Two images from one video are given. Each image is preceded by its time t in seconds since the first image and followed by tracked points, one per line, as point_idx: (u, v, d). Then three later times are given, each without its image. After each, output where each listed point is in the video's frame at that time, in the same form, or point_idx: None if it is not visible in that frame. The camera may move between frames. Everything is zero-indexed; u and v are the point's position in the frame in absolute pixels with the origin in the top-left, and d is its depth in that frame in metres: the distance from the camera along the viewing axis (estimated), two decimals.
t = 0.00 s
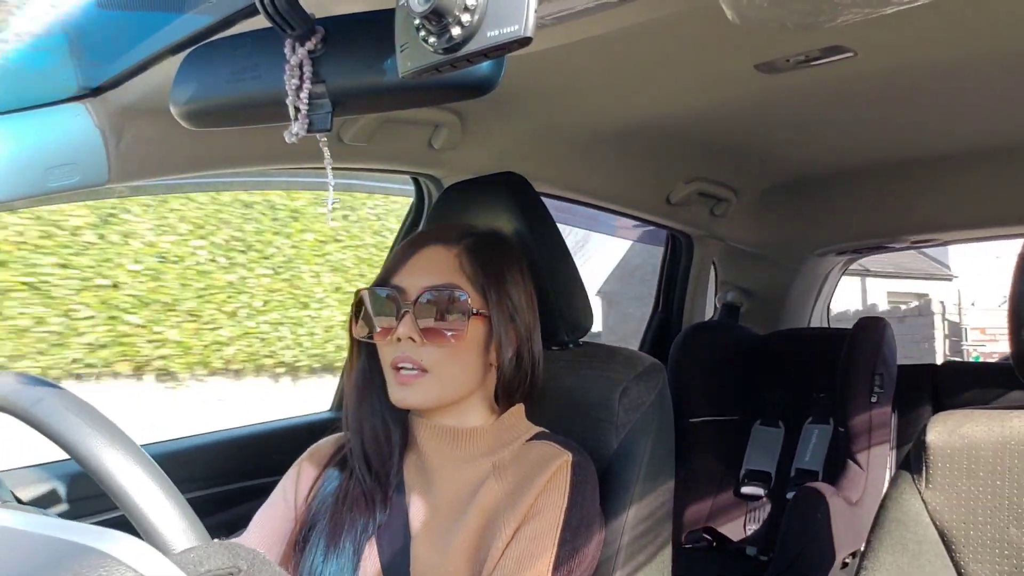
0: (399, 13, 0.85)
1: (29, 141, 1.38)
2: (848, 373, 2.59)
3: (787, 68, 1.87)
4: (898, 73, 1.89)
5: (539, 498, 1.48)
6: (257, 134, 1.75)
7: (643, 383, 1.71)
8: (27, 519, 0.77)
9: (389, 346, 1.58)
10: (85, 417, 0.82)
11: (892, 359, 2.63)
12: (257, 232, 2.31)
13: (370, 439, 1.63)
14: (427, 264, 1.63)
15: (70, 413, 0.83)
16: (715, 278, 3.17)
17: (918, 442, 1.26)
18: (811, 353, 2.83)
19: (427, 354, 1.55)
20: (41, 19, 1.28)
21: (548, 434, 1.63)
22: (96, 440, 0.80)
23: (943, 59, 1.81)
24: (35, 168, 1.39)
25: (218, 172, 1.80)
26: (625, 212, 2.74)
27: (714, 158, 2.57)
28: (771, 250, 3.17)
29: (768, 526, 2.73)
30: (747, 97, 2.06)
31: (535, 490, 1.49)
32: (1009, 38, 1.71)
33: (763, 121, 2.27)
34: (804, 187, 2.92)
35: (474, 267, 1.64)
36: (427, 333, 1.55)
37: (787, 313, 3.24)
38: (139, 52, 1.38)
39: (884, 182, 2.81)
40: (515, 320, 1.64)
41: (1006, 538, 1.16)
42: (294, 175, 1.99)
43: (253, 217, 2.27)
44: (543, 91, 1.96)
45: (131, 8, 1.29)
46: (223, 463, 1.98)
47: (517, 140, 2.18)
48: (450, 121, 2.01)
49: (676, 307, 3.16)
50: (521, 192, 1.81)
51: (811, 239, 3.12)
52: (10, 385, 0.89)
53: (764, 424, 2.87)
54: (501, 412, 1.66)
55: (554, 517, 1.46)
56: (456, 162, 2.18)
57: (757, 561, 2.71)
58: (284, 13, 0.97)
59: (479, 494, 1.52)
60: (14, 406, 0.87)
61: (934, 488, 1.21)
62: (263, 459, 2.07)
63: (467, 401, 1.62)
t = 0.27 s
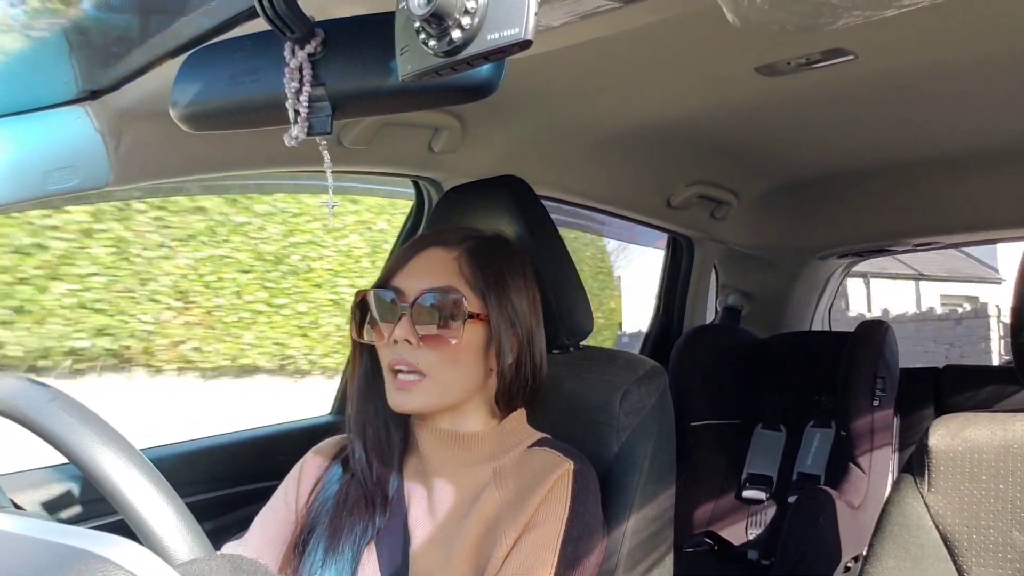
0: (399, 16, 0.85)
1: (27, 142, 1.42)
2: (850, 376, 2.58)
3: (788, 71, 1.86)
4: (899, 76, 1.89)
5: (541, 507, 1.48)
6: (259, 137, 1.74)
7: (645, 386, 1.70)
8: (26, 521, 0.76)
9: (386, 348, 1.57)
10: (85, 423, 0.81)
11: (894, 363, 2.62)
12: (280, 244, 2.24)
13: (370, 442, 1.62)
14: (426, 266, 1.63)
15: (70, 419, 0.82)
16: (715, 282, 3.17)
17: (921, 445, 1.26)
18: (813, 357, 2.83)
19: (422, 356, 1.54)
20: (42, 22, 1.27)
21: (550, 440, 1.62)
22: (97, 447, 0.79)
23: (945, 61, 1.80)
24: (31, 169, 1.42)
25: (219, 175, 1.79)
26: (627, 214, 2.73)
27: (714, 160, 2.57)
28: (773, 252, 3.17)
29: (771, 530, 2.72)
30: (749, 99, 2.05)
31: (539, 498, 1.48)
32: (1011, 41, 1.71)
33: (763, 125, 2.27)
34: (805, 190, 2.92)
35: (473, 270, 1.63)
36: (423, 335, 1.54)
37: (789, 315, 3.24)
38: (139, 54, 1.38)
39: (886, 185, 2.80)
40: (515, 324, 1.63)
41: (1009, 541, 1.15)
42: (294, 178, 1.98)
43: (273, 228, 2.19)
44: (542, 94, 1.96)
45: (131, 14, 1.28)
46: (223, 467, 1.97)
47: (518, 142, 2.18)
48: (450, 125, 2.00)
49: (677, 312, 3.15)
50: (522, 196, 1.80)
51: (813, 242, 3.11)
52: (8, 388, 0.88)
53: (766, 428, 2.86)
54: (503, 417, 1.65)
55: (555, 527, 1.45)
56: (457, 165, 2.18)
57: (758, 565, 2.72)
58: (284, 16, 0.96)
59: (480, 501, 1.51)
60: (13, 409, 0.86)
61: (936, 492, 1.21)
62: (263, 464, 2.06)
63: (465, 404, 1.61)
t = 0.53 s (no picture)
0: (398, 17, 0.86)
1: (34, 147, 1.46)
2: (848, 376, 2.60)
3: (786, 73, 1.87)
4: (897, 77, 1.90)
5: (541, 509, 1.49)
6: (260, 138, 1.75)
7: (644, 386, 1.71)
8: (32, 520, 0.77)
9: (383, 345, 1.59)
10: (89, 425, 0.83)
11: (893, 363, 2.63)
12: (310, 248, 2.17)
13: (370, 440, 1.64)
14: (425, 264, 1.64)
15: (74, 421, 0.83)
16: (715, 280, 3.18)
17: (918, 443, 1.22)
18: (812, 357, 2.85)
19: (419, 351, 1.56)
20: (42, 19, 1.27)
21: (551, 439, 1.64)
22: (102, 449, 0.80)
23: (943, 62, 1.81)
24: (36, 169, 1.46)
25: (220, 176, 1.80)
26: (626, 214, 2.74)
27: (712, 161, 2.58)
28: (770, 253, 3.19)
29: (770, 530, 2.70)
30: (749, 99, 2.06)
31: (538, 498, 1.50)
32: (1007, 42, 1.72)
33: (761, 126, 2.28)
34: (803, 190, 2.93)
35: (472, 268, 1.64)
36: (420, 332, 1.56)
37: (787, 316, 3.26)
38: (139, 54, 1.39)
39: (885, 186, 2.81)
40: (513, 322, 1.64)
41: (1005, 540, 1.12)
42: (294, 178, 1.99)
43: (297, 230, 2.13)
44: (541, 95, 1.97)
45: (129, 11, 1.29)
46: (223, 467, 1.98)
47: (517, 142, 2.18)
48: (450, 126, 2.01)
49: (676, 312, 3.16)
50: (522, 197, 1.81)
51: (811, 242, 3.11)
52: (14, 389, 0.90)
53: (764, 427, 2.85)
54: (502, 415, 1.67)
55: (555, 529, 1.47)
56: (457, 166, 2.19)
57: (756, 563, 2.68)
58: (285, 17, 0.97)
59: (480, 500, 1.52)
60: (20, 410, 0.87)
61: (933, 490, 1.18)
62: (262, 467, 2.09)
63: (463, 402, 1.63)
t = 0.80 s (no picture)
0: (399, 18, 0.86)
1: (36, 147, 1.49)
2: (848, 376, 2.61)
3: (787, 74, 1.87)
4: (898, 78, 1.90)
5: (544, 509, 1.51)
6: (260, 138, 1.75)
7: (645, 387, 1.71)
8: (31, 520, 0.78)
9: (388, 345, 1.58)
10: (95, 428, 0.83)
11: (893, 364, 2.63)
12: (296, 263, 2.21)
13: (373, 440, 1.64)
14: (430, 265, 1.64)
15: (80, 424, 0.83)
16: (716, 282, 3.21)
17: (919, 443, 1.22)
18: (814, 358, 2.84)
19: (424, 352, 1.56)
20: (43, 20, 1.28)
21: (553, 440, 1.65)
22: (111, 455, 0.81)
23: (944, 63, 1.82)
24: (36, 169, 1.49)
25: (221, 177, 1.80)
26: (627, 215, 2.74)
27: (713, 162, 2.58)
28: (771, 254, 3.19)
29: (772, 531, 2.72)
30: (749, 101, 2.06)
31: (541, 499, 1.52)
32: (1008, 43, 1.72)
33: (762, 127, 2.28)
34: (804, 192, 2.93)
35: (477, 269, 1.64)
36: (425, 333, 1.56)
37: (787, 318, 3.26)
38: (141, 56, 1.39)
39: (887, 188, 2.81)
40: (517, 324, 1.64)
41: (1005, 540, 1.11)
42: (296, 179, 1.99)
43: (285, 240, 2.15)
44: (542, 95, 1.97)
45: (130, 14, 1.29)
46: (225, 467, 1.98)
47: (518, 143, 2.18)
48: (451, 126, 2.02)
49: (676, 313, 3.16)
50: (525, 199, 1.82)
51: (812, 243, 3.11)
52: (16, 390, 0.89)
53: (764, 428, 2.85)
54: (505, 416, 1.67)
55: (557, 530, 1.48)
56: (457, 167, 2.19)
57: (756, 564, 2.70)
58: (286, 18, 0.98)
59: (484, 501, 1.53)
60: (21, 412, 0.87)
61: (933, 491, 1.17)
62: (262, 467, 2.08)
63: (467, 403, 1.63)
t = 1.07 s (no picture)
0: (397, 15, 0.85)
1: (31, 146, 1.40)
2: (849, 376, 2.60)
3: (788, 71, 1.86)
4: (899, 76, 1.89)
5: (542, 507, 1.49)
6: (258, 137, 1.74)
7: (646, 386, 1.70)
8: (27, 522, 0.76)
9: (384, 347, 1.57)
10: (92, 428, 0.81)
11: (894, 363, 2.62)
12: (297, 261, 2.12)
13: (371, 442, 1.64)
14: (425, 265, 1.63)
15: (75, 424, 0.82)
16: (717, 281, 3.21)
17: (920, 443, 1.21)
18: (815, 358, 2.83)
19: (420, 354, 1.54)
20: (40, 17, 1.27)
21: (553, 440, 1.63)
22: (111, 456, 0.80)
23: (945, 61, 1.81)
24: (31, 170, 1.40)
25: (220, 176, 1.79)
26: (628, 214, 2.73)
27: (713, 161, 2.57)
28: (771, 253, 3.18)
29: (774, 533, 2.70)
30: (750, 99, 2.05)
31: (539, 497, 1.50)
32: (1010, 41, 1.71)
33: (762, 125, 2.27)
34: (804, 191, 2.92)
35: (473, 269, 1.63)
36: (421, 334, 1.55)
37: (788, 317, 3.26)
38: (138, 54, 1.38)
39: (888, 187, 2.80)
40: (514, 323, 1.63)
41: (1007, 540, 1.10)
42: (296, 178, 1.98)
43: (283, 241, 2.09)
44: (541, 94, 1.95)
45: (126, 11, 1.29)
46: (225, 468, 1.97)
47: (518, 141, 2.17)
48: (450, 125, 2.01)
49: (677, 312, 3.16)
50: (524, 197, 1.80)
51: (813, 242, 3.10)
52: (10, 389, 0.88)
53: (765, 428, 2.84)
54: (503, 416, 1.66)
55: (556, 528, 1.46)
56: (457, 165, 2.18)
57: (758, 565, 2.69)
58: (284, 16, 0.96)
59: (482, 501, 1.51)
60: (16, 412, 0.85)
61: (934, 490, 1.16)
62: (262, 468, 2.08)
63: (465, 404, 1.62)
